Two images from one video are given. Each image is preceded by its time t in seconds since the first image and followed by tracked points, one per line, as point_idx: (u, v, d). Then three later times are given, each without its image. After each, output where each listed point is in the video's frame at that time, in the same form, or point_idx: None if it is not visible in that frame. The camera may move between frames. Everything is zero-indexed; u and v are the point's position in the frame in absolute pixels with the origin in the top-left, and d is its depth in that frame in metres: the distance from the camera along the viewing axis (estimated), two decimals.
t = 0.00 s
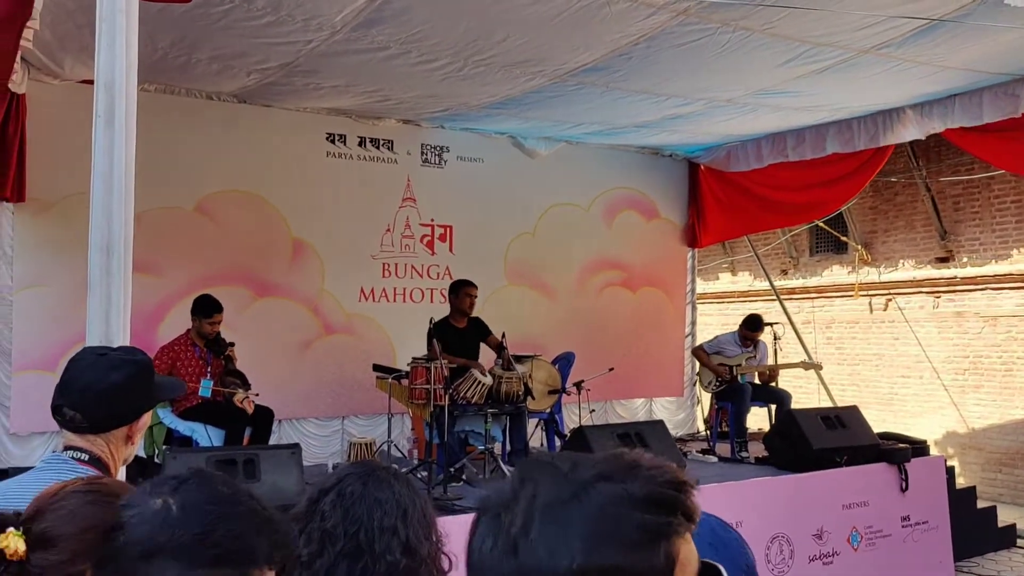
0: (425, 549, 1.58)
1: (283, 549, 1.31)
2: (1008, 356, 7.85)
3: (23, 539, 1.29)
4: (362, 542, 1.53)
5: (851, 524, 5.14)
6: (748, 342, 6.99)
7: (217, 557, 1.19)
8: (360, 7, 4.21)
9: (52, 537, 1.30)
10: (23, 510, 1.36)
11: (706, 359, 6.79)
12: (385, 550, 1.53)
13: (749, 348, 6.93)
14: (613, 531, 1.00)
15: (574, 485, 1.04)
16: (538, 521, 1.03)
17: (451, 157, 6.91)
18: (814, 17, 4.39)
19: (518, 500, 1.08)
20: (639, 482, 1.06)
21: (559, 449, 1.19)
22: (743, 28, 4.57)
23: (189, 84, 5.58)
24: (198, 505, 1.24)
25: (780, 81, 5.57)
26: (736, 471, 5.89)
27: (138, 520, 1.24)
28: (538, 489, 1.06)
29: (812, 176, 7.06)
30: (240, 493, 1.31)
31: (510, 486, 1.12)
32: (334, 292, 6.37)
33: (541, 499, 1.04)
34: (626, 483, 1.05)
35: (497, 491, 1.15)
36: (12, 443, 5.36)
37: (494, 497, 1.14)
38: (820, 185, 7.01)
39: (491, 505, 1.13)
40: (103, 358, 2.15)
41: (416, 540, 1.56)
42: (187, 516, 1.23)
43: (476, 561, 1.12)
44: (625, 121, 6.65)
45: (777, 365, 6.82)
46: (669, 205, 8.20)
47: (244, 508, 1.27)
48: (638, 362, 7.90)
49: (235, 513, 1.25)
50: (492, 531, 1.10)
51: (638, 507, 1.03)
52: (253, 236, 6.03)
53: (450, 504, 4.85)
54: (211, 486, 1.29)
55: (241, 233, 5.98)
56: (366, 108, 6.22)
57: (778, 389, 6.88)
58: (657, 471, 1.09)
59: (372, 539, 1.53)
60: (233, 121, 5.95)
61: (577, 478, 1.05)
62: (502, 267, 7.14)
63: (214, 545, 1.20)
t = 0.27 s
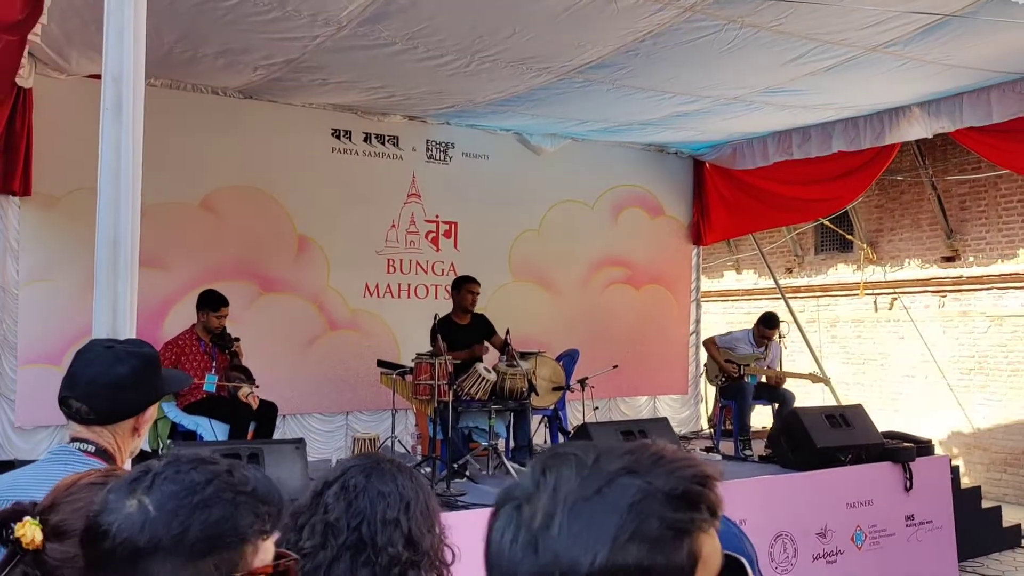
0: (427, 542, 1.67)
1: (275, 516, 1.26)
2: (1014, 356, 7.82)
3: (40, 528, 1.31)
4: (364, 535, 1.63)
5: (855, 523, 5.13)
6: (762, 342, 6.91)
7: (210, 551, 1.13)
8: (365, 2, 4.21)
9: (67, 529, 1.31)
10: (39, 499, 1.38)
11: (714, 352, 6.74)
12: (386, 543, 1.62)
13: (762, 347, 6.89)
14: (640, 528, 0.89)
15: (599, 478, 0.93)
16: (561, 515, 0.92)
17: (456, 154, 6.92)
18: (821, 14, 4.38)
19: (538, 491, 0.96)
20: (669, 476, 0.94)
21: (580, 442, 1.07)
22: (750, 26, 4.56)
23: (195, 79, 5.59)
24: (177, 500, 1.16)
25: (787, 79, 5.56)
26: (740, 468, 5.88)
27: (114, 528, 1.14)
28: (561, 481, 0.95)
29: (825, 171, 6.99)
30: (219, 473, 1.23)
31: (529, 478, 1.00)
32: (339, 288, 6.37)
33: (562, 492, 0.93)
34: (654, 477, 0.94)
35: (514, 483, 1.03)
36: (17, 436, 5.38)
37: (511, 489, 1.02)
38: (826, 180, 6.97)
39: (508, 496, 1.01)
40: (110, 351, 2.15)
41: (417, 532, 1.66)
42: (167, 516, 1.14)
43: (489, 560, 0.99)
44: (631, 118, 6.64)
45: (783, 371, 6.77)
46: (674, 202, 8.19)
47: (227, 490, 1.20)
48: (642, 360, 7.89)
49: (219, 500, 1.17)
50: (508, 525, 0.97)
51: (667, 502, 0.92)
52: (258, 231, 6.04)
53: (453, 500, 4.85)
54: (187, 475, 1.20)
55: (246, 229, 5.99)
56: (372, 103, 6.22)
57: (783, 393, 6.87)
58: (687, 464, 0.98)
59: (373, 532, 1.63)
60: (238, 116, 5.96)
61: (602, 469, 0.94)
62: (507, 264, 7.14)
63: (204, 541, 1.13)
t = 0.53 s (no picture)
0: (430, 536, 1.68)
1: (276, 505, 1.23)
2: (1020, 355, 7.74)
3: (53, 516, 1.33)
4: (367, 529, 1.64)
5: (859, 520, 5.12)
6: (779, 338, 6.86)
7: (206, 544, 1.10)
8: None
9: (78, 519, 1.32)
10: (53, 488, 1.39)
11: (729, 344, 6.73)
12: (390, 537, 1.63)
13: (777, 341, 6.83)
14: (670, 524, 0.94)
15: (631, 472, 0.98)
16: (591, 505, 0.96)
17: (461, 148, 6.92)
18: (827, 9, 4.36)
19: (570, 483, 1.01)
20: (699, 474, 0.99)
21: (611, 437, 1.13)
22: (756, 21, 4.55)
23: (201, 72, 5.60)
24: (170, 494, 1.13)
25: (793, 75, 5.55)
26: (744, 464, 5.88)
27: (110, 521, 1.12)
28: (593, 474, 1.00)
29: (834, 166, 6.94)
30: (216, 463, 1.20)
31: (561, 469, 1.05)
32: (344, 282, 6.38)
33: (594, 484, 0.98)
34: (684, 474, 0.99)
35: (547, 473, 1.08)
36: (23, 428, 5.40)
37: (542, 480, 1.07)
38: (831, 176, 6.98)
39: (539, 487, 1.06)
40: (114, 344, 2.15)
41: (420, 526, 1.66)
42: (161, 509, 1.11)
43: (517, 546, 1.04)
44: (636, 113, 6.63)
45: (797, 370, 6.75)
46: (679, 198, 8.18)
47: (224, 481, 1.17)
48: (646, 356, 7.89)
49: (214, 492, 1.14)
50: (538, 513, 1.02)
51: (698, 499, 0.97)
52: (263, 225, 6.04)
53: (457, 494, 4.86)
54: (182, 467, 1.17)
55: (251, 223, 5.99)
56: (377, 98, 6.22)
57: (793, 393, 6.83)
58: (717, 463, 1.03)
59: (377, 526, 1.63)
60: (244, 110, 5.96)
61: (634, 464, 1.00)
62: (512, 259, 7.14)
63: (199, 535, 1.10)
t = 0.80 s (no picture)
0: (433, 531, 1.69)
1: (281, 502, 1.22)
2: None
3: (64, 508, 1.35)
4: (370, 524, 1.64)
5: (862, 517, 5.13)
6: (782, 321, 6.86)
7: (202, 541, 1.11)
8: None
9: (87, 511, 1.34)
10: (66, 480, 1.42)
11: (735, 338, 6.73)
12: (392, 531, 1.64)
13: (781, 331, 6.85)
14: (715, 521, 1.07)
15: (668, 472, 1.10)
16: (637, 507, 1.08)
17: (465, 144, 6.92)
18: (831, 5, 4.35)
19: (607, 482, 1.11)
20: (728, 468, 1.12)
21: (628, 428, 1.23)
22: (760, 17, 4.54)
23: (205, 68, 5.61)
24: (169, 489, 1.14)
25: (797, 71, 5.54)
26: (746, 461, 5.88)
27: (109, 516, 1.13)
28: (630, 475, 1.10)
29: (839, 163, 6.93)
30: (219, 458, 1.21)
31: (592, 467, 1.15)
32: (347, 278, 6.39)
33: (635, 485, 1.09)
34: (715, 469, 1.11)
35: (573, 467, 1.18)
36: (28, 423, 5.42)
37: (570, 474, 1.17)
38: (835, 172, 6.99)
39: (569, 482, 1.16)
40: (116, 338, 2.16)
41: (423, 521, 1.67)
42: (158, 504, 1.12)
43: (554, 539, 1.15)
44: (640, 110, 6.64)
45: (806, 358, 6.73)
46: (683, 194, 8.18)
47: (224, 477, 1.17)
48: (649, 352, 7.89)
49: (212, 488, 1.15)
50: (574, 510, 1.12)
51: (732, 496, 1.09)
52: (267, 221, 6.06)
53: (460, 490, 4.87)
54: (181, 463, 1.18)
55: (255, 218, 6.01)
56: (381, 94, 6.23)
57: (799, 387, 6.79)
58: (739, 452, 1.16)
59: (380, 520, 1.64)
60: (248, 106, 5.97)
61: (669, 462, 1.11)
62: (515, 255, 7.14)
63: (195, 531, 1.11)
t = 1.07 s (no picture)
0: (436, 526, 1.69)
1: (284, 496, 1.21)
2: None
3: (71, 503, 1.35)
4: (374, 518, 1.65)
5: (866, 515, 5.12)
6: (776, 323, 6.90)
7: (205, 540, 1.10)
8: None
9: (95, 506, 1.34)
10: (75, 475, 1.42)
11: (733, 346, 6.79)
12: (396, 526, 1.64)
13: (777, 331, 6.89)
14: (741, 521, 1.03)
15: (693, 473, 1.02)
16: (668, 513, 0.98)
17: (469, 142, 6.92)
18: (837, 2, 4.34)
19: (631, 487, 1.01)
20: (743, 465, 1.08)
21: (630, 423, 1.14)
22: (765, 14, 4.53)
23: (209, 65, 5.61)
24: (170, 487, 1.13)
25: (802, 68, 5.53)
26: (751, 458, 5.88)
27: (113, 515, 1.14)
28: (655, 478, 1.00)
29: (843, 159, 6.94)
30: (219, 455, 1.19)
31: (607, 469, 1.04)
32: (351, 275, 6.39)
33: (663, 490, 0.99)
34: (732, 467, 1.07)
35: (581, 468, 1.07)
36: (33, 419, 5.44)
37: (582, 477, 1.05)
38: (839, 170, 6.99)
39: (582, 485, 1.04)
40: (122, 335, 2.16)
41: (426, 516, 1.67)
42: (160, 503, 1.12)
43: (570, 550, 1.03)
44: (645, 107, 6.62)
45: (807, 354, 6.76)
46: (687, 192, 8.16)
47: (225, 473, 1.16)
48: (653, 350, 7.88)
49: (214, 485, 1.14)
50: (593, 517, 1.01)
51: (751, 492, 1.07)
52: (271, 218, 6.06)
53: (463, 486, 4.88)
54: (182, 460, 1.17)
55: (259, 215, 6.01)
56: (385, 91, 6.23)
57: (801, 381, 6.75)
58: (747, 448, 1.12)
59: (383, 515, 1.65)
60: (252, 103, 5.97)
61: (692, 464, 1.03)
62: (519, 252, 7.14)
63: (198, 531, 1.10)
